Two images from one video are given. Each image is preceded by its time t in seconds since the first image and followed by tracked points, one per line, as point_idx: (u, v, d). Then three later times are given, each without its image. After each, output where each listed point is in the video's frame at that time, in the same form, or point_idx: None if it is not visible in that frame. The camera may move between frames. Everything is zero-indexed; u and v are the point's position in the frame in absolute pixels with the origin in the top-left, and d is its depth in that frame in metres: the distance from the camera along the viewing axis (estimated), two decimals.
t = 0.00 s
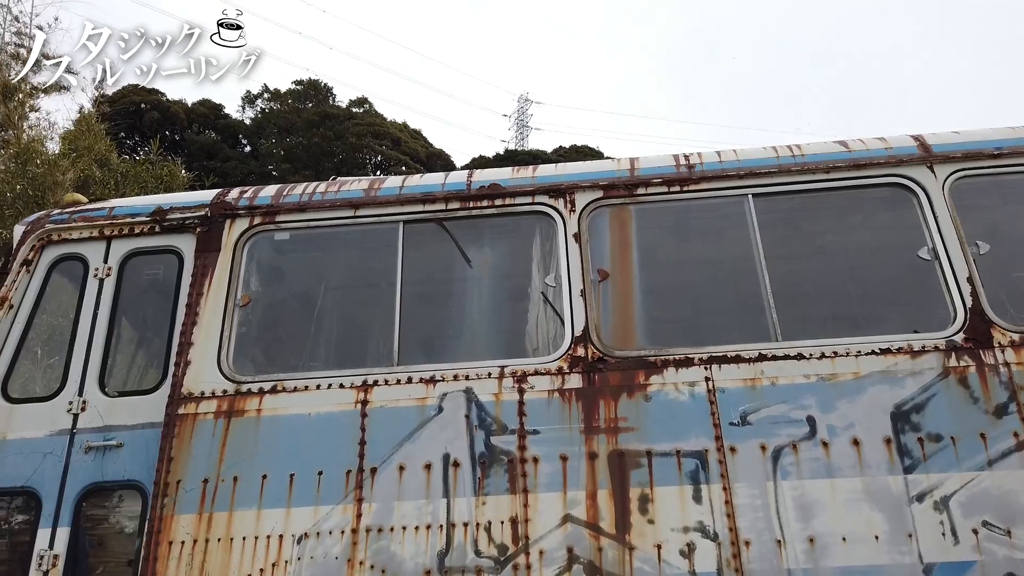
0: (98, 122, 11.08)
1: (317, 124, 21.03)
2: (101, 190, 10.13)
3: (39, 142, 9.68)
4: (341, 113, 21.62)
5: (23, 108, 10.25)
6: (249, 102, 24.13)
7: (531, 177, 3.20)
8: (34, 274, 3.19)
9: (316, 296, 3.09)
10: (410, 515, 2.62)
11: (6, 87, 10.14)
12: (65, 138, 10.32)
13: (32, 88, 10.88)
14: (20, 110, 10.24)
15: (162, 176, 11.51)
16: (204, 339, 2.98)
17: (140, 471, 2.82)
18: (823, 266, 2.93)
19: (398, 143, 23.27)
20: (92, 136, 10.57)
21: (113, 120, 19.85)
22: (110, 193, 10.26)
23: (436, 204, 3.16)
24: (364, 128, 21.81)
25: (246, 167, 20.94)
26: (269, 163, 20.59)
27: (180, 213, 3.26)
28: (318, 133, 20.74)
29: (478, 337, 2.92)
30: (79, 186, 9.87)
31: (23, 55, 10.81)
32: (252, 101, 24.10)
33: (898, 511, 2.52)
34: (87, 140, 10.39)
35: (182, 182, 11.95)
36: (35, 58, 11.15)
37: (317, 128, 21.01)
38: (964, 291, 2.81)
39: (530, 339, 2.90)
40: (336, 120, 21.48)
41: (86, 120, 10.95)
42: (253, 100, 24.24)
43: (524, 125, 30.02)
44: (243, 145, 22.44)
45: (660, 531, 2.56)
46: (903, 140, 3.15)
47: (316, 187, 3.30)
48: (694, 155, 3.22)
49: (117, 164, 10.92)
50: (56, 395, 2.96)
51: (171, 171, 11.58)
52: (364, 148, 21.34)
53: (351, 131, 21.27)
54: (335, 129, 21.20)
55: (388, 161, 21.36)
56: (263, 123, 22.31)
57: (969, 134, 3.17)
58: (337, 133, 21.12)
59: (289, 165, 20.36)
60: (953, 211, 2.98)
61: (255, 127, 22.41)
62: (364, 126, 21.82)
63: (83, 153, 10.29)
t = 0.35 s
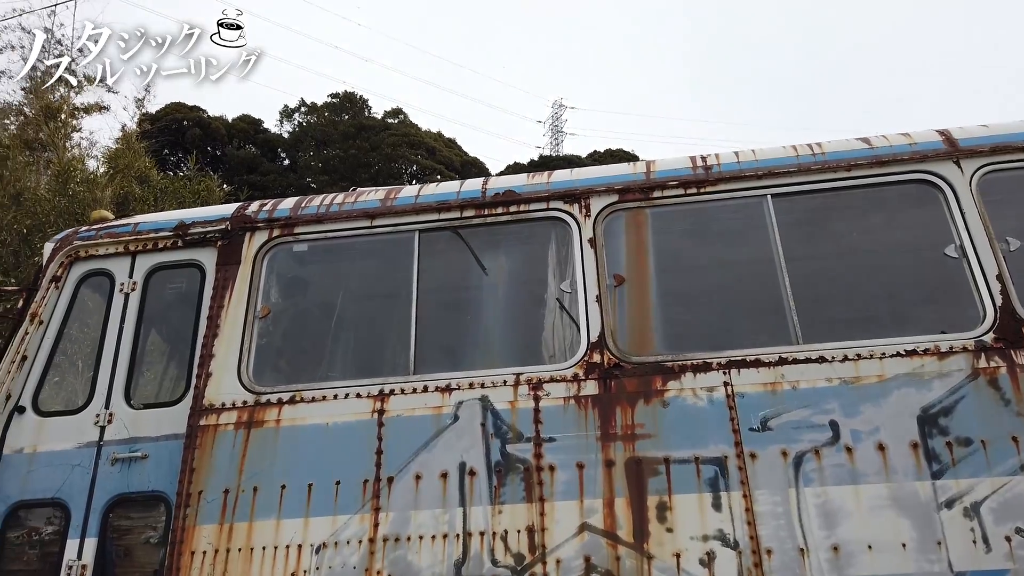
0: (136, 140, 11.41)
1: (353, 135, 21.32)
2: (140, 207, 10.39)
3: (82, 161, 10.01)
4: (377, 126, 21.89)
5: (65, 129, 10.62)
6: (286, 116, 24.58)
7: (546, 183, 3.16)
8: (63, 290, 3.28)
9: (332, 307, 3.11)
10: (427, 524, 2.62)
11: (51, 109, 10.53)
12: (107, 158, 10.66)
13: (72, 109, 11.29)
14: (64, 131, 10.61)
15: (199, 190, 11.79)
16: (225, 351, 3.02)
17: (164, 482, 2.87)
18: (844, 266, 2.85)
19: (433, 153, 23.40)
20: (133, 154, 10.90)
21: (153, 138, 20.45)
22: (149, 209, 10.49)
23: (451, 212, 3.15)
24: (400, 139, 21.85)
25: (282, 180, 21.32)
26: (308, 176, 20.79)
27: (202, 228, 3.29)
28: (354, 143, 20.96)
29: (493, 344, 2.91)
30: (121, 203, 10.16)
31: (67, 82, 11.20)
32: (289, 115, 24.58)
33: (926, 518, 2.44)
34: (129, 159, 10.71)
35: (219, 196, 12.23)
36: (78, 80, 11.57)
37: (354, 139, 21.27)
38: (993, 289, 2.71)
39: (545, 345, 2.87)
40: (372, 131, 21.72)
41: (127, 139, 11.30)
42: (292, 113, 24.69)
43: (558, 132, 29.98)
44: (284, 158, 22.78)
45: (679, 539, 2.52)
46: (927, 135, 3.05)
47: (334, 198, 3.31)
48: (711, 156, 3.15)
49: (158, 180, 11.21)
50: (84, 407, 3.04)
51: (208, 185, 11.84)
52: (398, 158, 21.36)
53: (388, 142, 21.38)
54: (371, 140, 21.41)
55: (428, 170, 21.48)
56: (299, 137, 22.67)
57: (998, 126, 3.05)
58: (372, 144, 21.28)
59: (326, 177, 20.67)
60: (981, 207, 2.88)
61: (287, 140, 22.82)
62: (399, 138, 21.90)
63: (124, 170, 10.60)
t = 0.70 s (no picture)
0: (193, 156, 11.86)
1: (399, 144, 21.73)
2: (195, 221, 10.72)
3: (139, 179, 10.46)
4: (424, 133, 22.11)
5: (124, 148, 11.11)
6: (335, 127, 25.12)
7: (579, 184, 3.15)
8: (115, 302, 3.43)
9: (369, 313, 3.16)
10: (465, 527, 2.65)
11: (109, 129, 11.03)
12: (163, 175, 11.10)
13: (128, 130, 11.80)
14: (122, 151, 11.10)
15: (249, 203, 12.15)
16: (268, 359, 3.10)
17: (212, 487, 2.96)
18: (887, 259, 2.76)
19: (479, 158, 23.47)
20: (189, 170, 11.30)
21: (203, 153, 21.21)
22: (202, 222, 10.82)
23: (485, 217, 3.16)
24: (446, 142, 21.96)
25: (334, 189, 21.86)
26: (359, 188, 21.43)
27: (244, 238, 3.39)
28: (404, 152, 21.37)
29: (528, 347, 2.91)
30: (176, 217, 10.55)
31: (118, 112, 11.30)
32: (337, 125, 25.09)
33: (977, 517, 2.35)
34: (184, 175, 11.12)
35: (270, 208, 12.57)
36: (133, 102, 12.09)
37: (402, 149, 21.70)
38: None
39: (581, 347, 2.87)
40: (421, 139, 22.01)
41: (181, 155, 11.71)
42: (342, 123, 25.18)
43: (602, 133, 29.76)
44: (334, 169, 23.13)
45: (719, 541, 2.48)
46: (972, 121, 2.93)
47: (370, 205, 3.36)
48: (746, 151, 3.10)
49: (211, 193, 11.59)
50: (137, 415, 3.17)
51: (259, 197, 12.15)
52: (446, 164, 21.53)
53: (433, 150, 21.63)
54: (418, 147, 21.66)
55: (477, 175, 21.57)
56: (351, 147, 23.14)
57: None
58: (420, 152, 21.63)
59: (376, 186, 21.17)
60: None
61: (330, 150, 23.33)
62: (447, 142, 22.01)
63: (180, 187, 11.01)
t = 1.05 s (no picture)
0: (208, 160, 11.96)
1: (414, 146, 21.56)
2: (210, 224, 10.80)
3: (155, 183, 10.56)
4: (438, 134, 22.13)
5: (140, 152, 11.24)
6: (349, 129, 25.25)
7: (588, 182, 3.14)
8: (128, 303, 3.46)
9: (378, 313, 3.16)
10: (475, 526, 2.64)
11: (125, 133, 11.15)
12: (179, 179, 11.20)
13: (143, 134, 11.93)
14: (138, 154, 11.22)
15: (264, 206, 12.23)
16: (278, 359, 3.11)
17: (223, 487, 2.98)
18: (900, 255, 2.73)
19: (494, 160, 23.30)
20: (203, 173, 11.40)
21: (218, 157, 21.42)
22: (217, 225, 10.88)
23: (493, 215, 3.16)
24: (459, 144, 21.96)
25: (346, 192, 21.99)
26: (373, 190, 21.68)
27: (255, 239, 3.39)
28: (416, 155, 21.37)
29: (537, 346, 2.90)
30: (191, 220, 10.65)
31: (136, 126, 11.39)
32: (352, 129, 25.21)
33: (993, 516, 2.32)
34: (199, 178, 11.21)
35: (283, 211, 12.63)
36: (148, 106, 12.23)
37: (416, 150, 21.63)
38: None
39: (590, 345, 2.85)
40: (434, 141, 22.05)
41: (197, 159, 11.81)
42: (355, 127, 25.31)
43: (615, 134, 29.64)
44: (348, 172, 23.24)
45: (731, 540, 2.46)
46: (987, 114, 2.88)
47: (380, 205, 3.37)
48: (757, 147, 3.07)
49: (226, 196, 11.67)
50: (149, 415, 3.19)
51: (272, 200, 12.21)
52: (459, 167, 21.55)
53: (448, 151, 21.63)
54: (432, 149, 21.71)
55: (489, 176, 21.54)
56: (365, 150, 23.25)
57: None
58: (434, 153, 21.66)
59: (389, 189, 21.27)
60: None
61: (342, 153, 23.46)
62: (460, 144, 21.99)
63: (196, 190, 11.11)
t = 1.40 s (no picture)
0: (209, 160, 11.95)
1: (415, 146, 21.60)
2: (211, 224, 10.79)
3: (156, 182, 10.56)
4: (439, 134, 22.07)
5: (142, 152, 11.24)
6: (351, 129, 25.23)
7: (587, 180, 3.12)
8: (125, 302, 3.45)
9: (377, 311, 3.15)
10: (473, 526, 2.62)
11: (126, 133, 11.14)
12: (180, 178, 11.20)
13: (143, 133, 11.92)
14: (139, 154, 11.21)
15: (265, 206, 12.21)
16: (276, 357, 3.09)
17: (220, 486, 2.96)
18: (901, 253, 2.71)
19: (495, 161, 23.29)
20: (204, 172, 11.40)
21: (219, 157, 21.38)
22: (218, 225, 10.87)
23: (492, 213, 3.14)
24: (460, 145, 21.92)
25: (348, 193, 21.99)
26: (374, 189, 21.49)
27: (253, 237, 3.38)
28: (418, 155, 21.36)
29: (536, 344, 2.88)
30: (192, 220, 10.64)
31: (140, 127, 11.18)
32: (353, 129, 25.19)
33: (996, 516, 2.30)
34: (200, 178, 11.20)
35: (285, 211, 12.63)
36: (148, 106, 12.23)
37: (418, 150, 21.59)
38: None
39: (590, 343, 2.83)
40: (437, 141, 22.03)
41: (198, 158, 11.80)
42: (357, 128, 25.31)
43: (618, 134, 29.59)
44: (349, 173, 23.20)
45: (731, 540, 2.44)
46: (990, 111, 2.86)
47: (378, 203, 3.35)
48: (758, 145, 3.05)
49: (227, 196, 11.68)
50: (146, 415, 3.18)
51: (273, 199, 12.21)
52: (460, 167, 21.55)
53: (450, 151, 21.57)
54: (433, 149, 21.72)
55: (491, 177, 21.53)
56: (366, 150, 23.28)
57: None
58: (435, 154, 21.62)
59: (391, 188, 21.18)
60: None
61: (343, 154, 23.46)
62: (461, 145, 21.96)
63: (197, 189, 11.08)
